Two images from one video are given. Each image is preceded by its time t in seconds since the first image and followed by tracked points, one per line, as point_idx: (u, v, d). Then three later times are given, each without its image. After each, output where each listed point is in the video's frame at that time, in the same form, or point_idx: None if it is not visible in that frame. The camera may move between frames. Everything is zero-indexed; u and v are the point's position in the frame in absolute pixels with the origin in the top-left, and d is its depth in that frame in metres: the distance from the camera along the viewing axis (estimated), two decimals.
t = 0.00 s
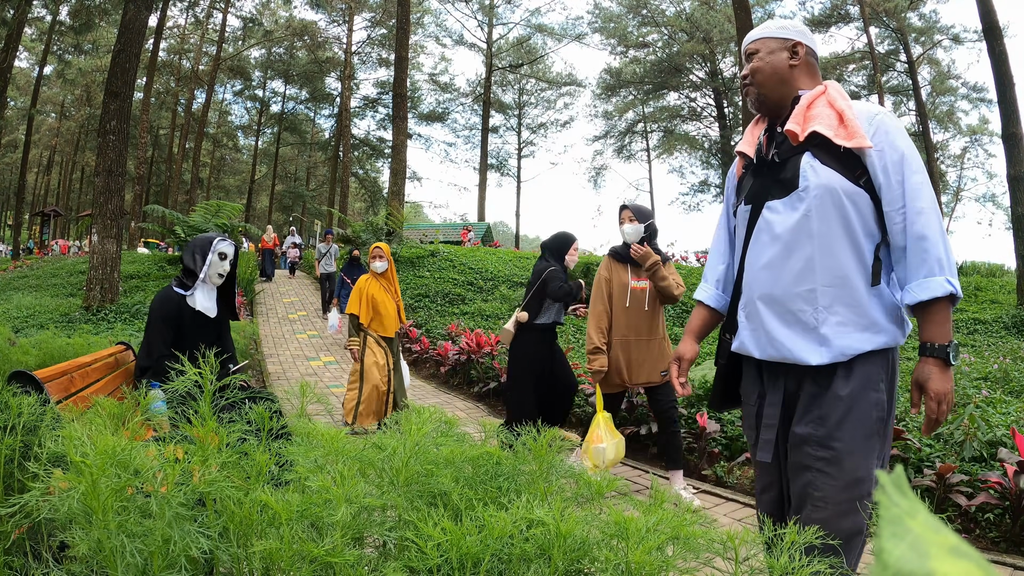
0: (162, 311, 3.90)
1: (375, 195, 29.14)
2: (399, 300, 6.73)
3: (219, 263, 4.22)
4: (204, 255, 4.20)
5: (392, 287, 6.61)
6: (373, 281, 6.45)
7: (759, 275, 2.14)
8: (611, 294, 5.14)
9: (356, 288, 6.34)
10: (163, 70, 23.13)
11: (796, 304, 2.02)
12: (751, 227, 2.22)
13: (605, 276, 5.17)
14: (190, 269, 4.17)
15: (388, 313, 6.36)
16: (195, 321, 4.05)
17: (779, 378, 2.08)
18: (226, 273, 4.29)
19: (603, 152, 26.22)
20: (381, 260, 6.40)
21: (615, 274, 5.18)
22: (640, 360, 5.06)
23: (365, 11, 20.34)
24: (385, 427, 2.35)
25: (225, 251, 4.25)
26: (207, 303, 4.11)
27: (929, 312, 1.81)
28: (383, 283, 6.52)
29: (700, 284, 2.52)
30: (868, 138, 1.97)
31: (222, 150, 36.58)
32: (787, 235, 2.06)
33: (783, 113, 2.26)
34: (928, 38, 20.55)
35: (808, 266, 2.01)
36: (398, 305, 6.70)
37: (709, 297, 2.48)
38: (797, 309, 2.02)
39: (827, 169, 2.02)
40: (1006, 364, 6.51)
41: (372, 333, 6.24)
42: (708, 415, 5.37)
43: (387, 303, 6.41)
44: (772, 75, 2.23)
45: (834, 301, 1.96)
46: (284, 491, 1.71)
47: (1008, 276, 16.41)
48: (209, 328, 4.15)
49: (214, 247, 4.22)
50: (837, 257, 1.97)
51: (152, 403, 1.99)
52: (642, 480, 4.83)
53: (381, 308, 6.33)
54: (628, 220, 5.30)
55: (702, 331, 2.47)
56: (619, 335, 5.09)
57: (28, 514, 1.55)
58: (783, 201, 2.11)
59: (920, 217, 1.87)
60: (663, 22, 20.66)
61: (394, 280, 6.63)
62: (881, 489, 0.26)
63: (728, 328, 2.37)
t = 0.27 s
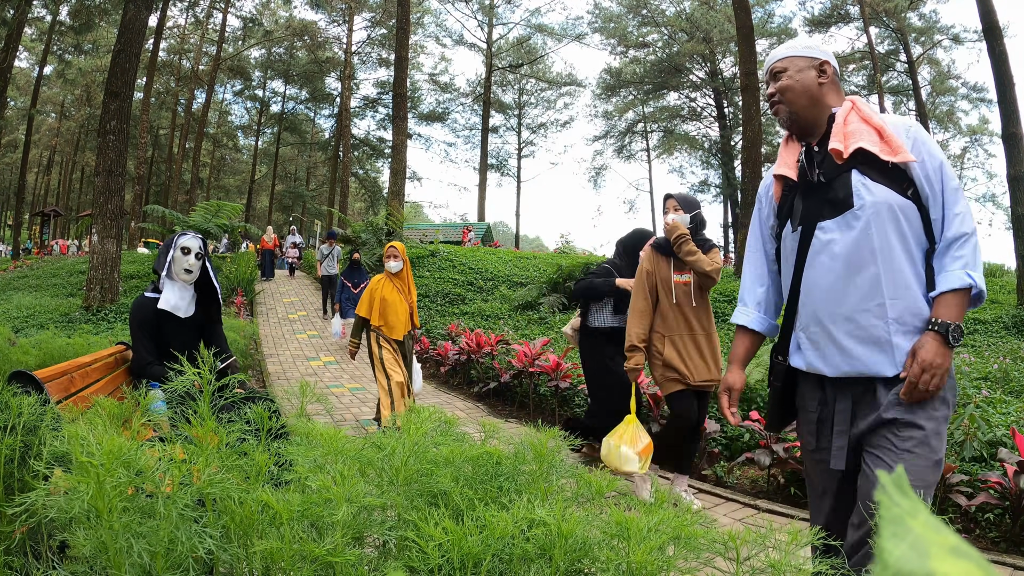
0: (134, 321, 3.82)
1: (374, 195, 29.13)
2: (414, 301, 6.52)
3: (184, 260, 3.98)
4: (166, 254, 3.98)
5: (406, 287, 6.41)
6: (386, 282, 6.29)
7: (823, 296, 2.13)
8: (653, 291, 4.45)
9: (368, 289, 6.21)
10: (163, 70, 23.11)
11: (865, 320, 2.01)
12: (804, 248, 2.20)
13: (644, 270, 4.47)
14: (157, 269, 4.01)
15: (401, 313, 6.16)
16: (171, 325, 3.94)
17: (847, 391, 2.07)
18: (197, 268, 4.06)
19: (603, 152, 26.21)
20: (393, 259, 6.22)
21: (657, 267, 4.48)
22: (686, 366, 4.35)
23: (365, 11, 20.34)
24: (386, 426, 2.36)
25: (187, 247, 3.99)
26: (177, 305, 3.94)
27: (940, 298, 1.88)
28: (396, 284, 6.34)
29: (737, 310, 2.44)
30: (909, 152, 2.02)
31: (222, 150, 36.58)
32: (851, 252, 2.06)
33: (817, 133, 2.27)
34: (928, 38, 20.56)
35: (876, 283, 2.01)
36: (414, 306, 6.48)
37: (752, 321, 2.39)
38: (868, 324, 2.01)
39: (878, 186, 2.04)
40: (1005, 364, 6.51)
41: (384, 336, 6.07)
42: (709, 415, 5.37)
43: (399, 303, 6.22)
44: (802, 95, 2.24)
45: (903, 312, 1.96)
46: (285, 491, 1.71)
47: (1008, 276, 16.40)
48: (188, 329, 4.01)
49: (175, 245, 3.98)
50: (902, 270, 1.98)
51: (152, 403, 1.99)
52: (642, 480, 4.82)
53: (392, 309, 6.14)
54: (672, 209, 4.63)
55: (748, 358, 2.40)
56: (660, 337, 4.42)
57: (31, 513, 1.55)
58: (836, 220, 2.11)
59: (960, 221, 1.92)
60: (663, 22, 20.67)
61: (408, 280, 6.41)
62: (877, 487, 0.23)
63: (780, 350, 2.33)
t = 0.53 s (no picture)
0: (122, 325, 3.80)
1: (374, 195, 29.12)
2: (429, 299, 6.19)
3: (167, 264, 3.97)
4: (151, 257, 3.97)
5: (420, 285, 6.08)
6: (398, 280, 5.98)
7: (878, 286, 1.99)
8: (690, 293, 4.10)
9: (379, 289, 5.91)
10: (163, 70, 23.10)
11: (922, 318, 1.89)
12: (859, 236, 2.06)
13: (681, 272, 4.13)
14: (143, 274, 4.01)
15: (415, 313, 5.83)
16: (162, 328, 3.93)
17: (897, 389, 1.93)
18: (182, 271, 4.04)
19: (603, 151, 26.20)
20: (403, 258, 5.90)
21: (696, 269, 4.10)
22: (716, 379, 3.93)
23: (365, 11, 20.34)
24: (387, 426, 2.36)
25: (169, 250, 3.97)
26: (164, 308, 3.94)
27: None
28: (409, 282, 6.02)
29: (782, 297, 2.38)
30: (981, 152, 1.94)
31: (222, 150, 36.57)
32: (913, 244, 1.93)
33: (886, 121, 2.12)
34: (928, 38, 20.54)
35: (937, 279, 1.89)
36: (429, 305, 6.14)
37: (793, 310, 2.33)
38: (924, 320, 1.89)
39: (947, 180, 1.93)
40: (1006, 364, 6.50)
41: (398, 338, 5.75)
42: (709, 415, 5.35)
43: (413, 303, 5.90)
44: (875, 80, 2.08)
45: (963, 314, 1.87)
46: (284, 491, 1.71)
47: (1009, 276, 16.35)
48: (180, 332, 4.02)
49: (158, 249, 3.96)
50: (965, 270, 1.88)
51: (152, 403, 1.98)
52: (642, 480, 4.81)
53: (405, 310, 5.82)
54: (714, 209, 4.23)
55: (791, 348, 2.32)
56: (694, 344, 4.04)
57: (30, 514, 1.55)
58: (899, 210, 1.98)
59: None
60: (663, 22, 20.68)
61: (421, 278, 6.08)
62: (879, 487, 0.26)
63: (819, 339, 2.17)
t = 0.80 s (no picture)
0: (115, 326, 3.80)
1: (374, 195, 29.12)
2: (445, 299, 6.13)
3: (155, 263, 3.98)
4: (137, 260, 3.99)
5: (434, 285, 6.04)
6: (412, 279, 5.94)
7: (988, 265, 1.76)
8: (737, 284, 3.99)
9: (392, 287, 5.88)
10: (163, 70, 23.08)
11: None
12: (965, 207, 1.82)
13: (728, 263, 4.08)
14: (134, 275, 4.02)
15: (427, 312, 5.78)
16: (156, 328, 3.94)
17: (1001, 380, 1.74)
18: (170, 270, 4.05)
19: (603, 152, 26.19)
20: (415, 256, 5.86)
21: (743, 258, 4.02)
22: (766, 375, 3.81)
23: (365, 11, 20.33)
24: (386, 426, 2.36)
25: (155, 250, 3.97)
26: (157, 308, 3.95)
27: None
28: (424, 281, 5.99)
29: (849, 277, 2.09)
30: None
31: (222, 150, 36.57)
32: None
33: (986, 85, 1.92)
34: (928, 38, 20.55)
35: None
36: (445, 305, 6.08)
37: (866, 291, 2.04)
38: None
39: None
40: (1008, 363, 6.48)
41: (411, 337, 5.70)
42: (709, 415, 5.35)
43: (426, 302, 5.87)
44: (975, 44, 1.90)
45: None
46: (284, 491, 1.71)
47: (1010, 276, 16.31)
48: (175, 331, 4.03)
49: (144, 250, 3.97)
50: None
51: (152, 403, 1.98)
52: (642, 480, 4.79)
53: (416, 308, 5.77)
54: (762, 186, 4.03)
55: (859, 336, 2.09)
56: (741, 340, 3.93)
57: (31, 514, 1.55)
58: (1016, 180, 1.76)
59: None
60: (663, 22, 20.67)
61: (435, 277, 6.03)
62: (881, 487, 0.26)
63: (905, 320, 1.93)
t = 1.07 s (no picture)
0: (110, 331, 3.78)
1: (374, 195, 29.11)
2: (471, 300, 5.93)
3: (142, 265, 3.95)
4: (124, 265, 3.98)
5: (461, 285, 5.86)
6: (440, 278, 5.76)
7: None
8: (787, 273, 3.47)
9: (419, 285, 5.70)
10: (163, 70, 23.06)
11: None
12: None
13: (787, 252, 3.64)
14: (124, 280, 4.00)
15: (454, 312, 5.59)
16: (150, 329, 3.91)
17: None
18: (159, 271, 4.03)
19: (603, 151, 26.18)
20: (442, 254, 5.68)
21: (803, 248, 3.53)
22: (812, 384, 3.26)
23: (365, 11, 20.32)
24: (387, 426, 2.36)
25: (140, 253, 3.95)
26: (151, 310, 3.93)
27: None
28: (451, 280, 5.80)
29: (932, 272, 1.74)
30: None
31: (222, 150, 36.56)
32: None
33: None
34: (928, 38, 20.56)
35: None
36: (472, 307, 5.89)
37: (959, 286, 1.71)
38: None
39: None
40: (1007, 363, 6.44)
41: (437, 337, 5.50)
42: (709, 415, 5.34)
43: (453, 302, 5.69)
44: None
45: None
46: (284, 491, 1.71)
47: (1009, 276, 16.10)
48: (171, 332, 4.00)
49: (129, 254, 3.96)
50: None
51: (152, 403, 1.98)
52: (642, 480, 4.78)
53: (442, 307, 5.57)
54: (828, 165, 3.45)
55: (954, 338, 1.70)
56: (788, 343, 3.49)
57: (31, 514, 1.55)
58: None
59: None
60: (664, 22, 20.68)
61: (462, 277, 5.84)
62: (880, 488, 0.27)
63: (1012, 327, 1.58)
